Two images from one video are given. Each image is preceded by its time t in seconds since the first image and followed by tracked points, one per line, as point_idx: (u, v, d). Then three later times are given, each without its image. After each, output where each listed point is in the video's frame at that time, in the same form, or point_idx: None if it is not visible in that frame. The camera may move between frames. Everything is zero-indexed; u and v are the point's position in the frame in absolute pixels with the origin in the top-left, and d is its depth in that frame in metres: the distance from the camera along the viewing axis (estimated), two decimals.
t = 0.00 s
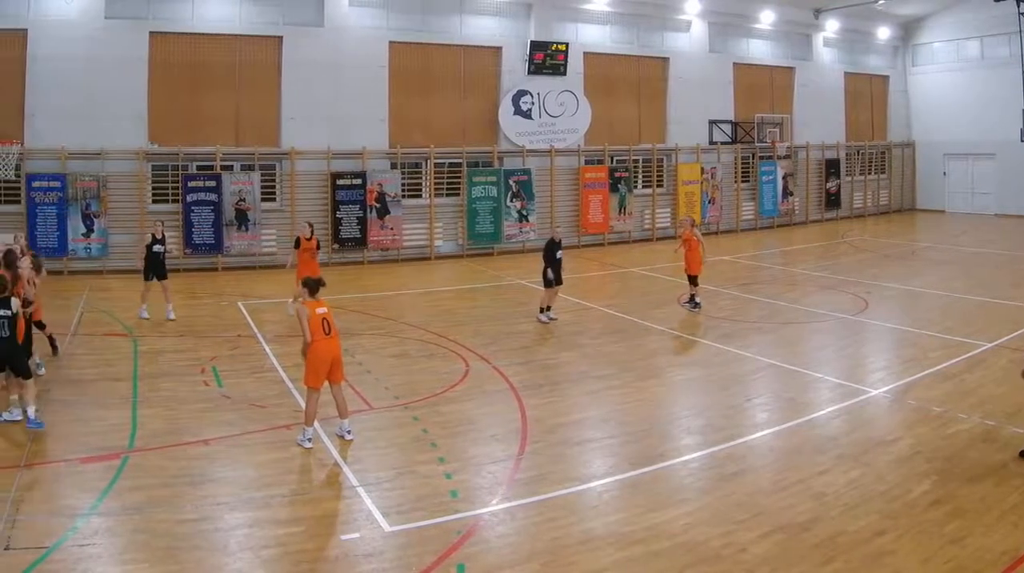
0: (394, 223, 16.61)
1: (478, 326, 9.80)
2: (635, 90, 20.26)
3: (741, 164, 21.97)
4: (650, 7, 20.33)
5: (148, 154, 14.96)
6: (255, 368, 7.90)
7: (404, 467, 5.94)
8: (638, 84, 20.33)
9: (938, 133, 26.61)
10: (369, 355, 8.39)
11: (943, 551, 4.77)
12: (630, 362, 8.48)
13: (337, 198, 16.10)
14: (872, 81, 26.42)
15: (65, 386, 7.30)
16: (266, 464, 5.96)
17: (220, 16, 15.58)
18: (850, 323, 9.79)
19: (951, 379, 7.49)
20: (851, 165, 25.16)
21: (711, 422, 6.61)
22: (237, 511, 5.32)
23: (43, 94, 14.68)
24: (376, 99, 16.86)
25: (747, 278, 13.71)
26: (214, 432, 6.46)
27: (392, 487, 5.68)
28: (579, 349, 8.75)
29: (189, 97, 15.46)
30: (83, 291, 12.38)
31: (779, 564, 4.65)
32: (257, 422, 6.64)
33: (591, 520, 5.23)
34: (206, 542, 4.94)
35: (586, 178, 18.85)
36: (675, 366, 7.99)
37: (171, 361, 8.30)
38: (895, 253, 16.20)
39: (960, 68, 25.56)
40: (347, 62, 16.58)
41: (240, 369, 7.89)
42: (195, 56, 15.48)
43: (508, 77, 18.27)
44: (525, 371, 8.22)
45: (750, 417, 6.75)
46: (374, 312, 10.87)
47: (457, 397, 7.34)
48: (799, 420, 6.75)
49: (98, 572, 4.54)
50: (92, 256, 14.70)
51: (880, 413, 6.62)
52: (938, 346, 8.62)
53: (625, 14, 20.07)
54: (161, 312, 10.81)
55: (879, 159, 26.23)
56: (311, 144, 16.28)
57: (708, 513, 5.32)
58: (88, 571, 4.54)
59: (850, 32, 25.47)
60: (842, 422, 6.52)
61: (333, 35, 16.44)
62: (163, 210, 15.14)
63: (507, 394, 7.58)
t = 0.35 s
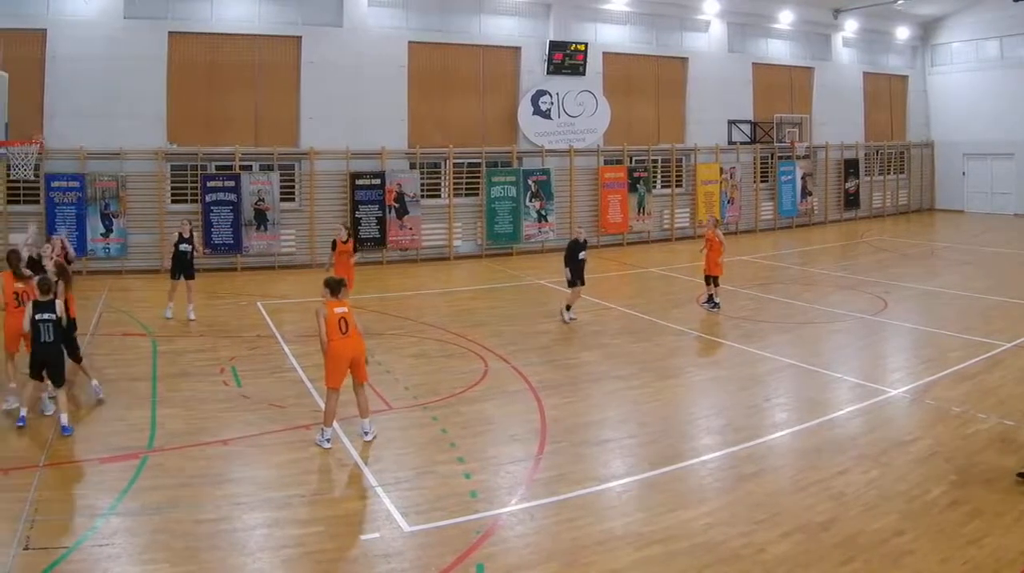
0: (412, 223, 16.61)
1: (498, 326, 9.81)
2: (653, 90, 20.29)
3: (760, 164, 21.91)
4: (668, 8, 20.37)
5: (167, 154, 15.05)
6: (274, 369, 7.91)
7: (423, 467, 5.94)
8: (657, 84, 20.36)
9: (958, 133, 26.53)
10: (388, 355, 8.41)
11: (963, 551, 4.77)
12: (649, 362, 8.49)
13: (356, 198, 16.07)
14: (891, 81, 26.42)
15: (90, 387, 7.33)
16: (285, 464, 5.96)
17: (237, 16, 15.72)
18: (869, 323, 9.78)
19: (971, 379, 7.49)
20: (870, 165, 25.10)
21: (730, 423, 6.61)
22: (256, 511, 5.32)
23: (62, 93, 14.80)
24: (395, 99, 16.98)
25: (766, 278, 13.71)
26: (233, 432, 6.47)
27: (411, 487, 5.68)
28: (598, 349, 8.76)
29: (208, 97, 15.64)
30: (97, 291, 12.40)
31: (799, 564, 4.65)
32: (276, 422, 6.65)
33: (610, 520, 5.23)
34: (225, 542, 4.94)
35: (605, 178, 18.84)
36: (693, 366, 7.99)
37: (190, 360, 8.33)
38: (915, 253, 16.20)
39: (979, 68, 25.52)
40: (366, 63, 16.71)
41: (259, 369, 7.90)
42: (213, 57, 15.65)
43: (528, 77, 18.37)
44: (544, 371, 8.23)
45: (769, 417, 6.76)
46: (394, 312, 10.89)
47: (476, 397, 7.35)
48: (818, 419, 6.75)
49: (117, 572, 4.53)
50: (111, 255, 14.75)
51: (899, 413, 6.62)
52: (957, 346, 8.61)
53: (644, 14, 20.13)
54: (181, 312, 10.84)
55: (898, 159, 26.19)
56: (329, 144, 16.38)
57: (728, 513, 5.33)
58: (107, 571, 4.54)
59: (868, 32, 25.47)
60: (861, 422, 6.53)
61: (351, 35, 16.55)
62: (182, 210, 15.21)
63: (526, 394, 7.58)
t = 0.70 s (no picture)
0: (433, 223, 16.67)
1: (518, 325, 9.82)
2: (673, 90, 20.31)
3: (780, 164, 21.87)
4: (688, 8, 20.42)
5: (187, 154, 15.15)
6: (294, 369, 7.92)
7: (443, 467, 5.94)
8: (677, 83, 20.38)
9: (979, 134, 26.47)
10: (409, 354, 8.45)
11: (983, 552, 4.77)
12: (668, 362, 8.50)
13: (376, 198, 16.14)
14: (911, 80, 26.39)
15: (112, 391, 7.35)
16: (305, 464, 5.96)
17: (257, 16, 15.80)
18: (889, 323, 9.78)
19: (991, 380, 7.48)
20: (890, 165, 25.04)
21: (750, 423, 6.61)
22: (276, 511, 5.32)
23: (82, 92, 14.93)
24: (416, 99, 17.06)
25: (785, 278, 13.72)
26: (253, 432, 6.47)
27: (431, 487, 5.68)
28: (617, 349, 8.76)
29: (229, 97, 15.73)
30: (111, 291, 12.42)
31: (818, 564, 4.65)
32: (297, 422, 6.64)
33: (630, 520, 5.23)
34: (246, 542, 4.94)
35: (625, 178, 18.90)
36: (713, 366, 7.99)
37: (211, 360, 8.34)
38: (935, 253, 16.20)
39: (1000, 68, 25.47)
40: (385, 63, 16.79)
41: (279, 369, 7.91)
42: (233, 56, 15.72)
43: (548, 77, 18.45)
44: (563, 371, 8.24)
45: (789, 417, 6.76)
46: (415, 312, 10.91)
47: (496, 397, 7.35)
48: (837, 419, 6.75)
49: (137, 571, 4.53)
50: (131, 256, 14.85)
51: (919, 413, 6.62)
52: (977, 346, 8.61)
53: (665, 14, 20.18)
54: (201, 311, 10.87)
55: (918, 159, 26.15)
56: (349, 144, 16.45)
57: (748, 513, 5.32)
58: (127, 571, 4.54)
59: (888, 32, 25.46)
60: (881, 422, 6.52)
61: (371, 35, 16.64)
62: (201, 210, 15.29)
63: (545, 394, 7.58)
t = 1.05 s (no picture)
0: (451, 223, 16.71)
1: (538, 325, 9.84)
2: (692, 90, 20.30)
3: (799, 164, 21.86)
4: (708, 9, 20.38)
5: (206, 154, 15.18)
6: (313, 369, 7.93)
7: (462, 467, 5.94)
8: (696, 83, 20.36)
9: (999, 134, 26.39)
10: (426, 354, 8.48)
11: (1002, 551, 4.76)
12: (687, 362, 8.50)
13: (395, 198, 16.15)
14: (930, 80, 26.32)
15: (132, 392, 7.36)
16: (323, 464, 5.96)
17: (277, 16, 15.86)
18: (907, 323, 9.79)
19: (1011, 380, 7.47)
20: (909, 165, 24.98)
21: (769, 423, 6.61)
22: (294, 511, 5.31)
23: (100, 92, 15.01)
24: (435, 99, 17.08)
25: (803, 278, 13.73)
26: (272, 432, 6.48)
27: (449, 487, 5.68)
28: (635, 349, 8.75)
29: (248, 97, 15.81)
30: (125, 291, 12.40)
31: (838, 564, 4.65)
32: (316, 422, 6.65)
33: (649, 520, 5.23)
34: (264, 542, 4.94)
35: (645, 178, 18.80)
36: (732, 366, 8.00)
37: (229, 360, 8.35)
38: (955, 253, 16.20)
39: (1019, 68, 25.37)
40: (403, 63, 16.81)
41: (299, 369, 7.92)
42: (252, 56, 15.81)
43: (567, 77, 18.47)
44: (582, 371, 8.25)
45: (809, 417, 6.76)
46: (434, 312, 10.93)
47: (514, 397, 7.36)
48: (856, 419, 6.75)
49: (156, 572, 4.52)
50: (150, 256, 14.96)
51: (939, 413, 6.62)
52: (996, 346, 8.60)
53: (684, 14, 20.17)
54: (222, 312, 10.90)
55: (937, 159, 26.07)
56: (368, 144, 16.46)
57: (768, 514, 5.32)
58: (146, 571, 4.53)
59: (907, 33, 25.41)
60: (900, 422, 6.53)
61: (390, 35, 16.68)
62: (221, 210, 15.31)
63: (564, 394, 7.58)
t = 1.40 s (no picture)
0: (471, 223, 16.72)
1: (557, 325, 9.86)
2: (712, 90, 20.29)
3: (818, 164, 21.83)
4: (727, 8, 20.37)
5: (226, 154, 15.27)
6: (333, 369, 7.95)
7: (480, 467, 5.94)
8: (715, 83, 20.35)
9: (1019, 134, 26.28)
10: (446, 354, 8.51)
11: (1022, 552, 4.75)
12: (706, 363, 8.51)
13: (414, 198, 16.21)
14: (950, 80, 26.18)
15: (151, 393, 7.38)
16: (342, 464, 5.97)
17: (296, 16, 15.93)
18: (926, 323, 9.79)
19: None
20: (928, 164, 24.92)
21: (788, 423, 6.61)
22: (313, 511, 5.31)
23: (120, 93, 15.12)
24: (454, 99, 17.12)
25: (821, 278, 13.72)
26: (291, 432, 6.48)
27: (468, 487, 5.68)
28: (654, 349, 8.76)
29: (267, 97, 15.89)
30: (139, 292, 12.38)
31: (857, 564, 4.65)
32: (336, 422, 6.65)
33: (667, 520, 5.22)
34: (283, 542, 4.94)
35: (663, 178, 18.85)
36: (752, 366, 8.00)
37: (248, 361, 8.38)
38: (974, 253, 16.21)
39: None
40: (422, 63, 16.86)
41: (318, 369, 7.93)
42: (271, 56, 15.89)
43: (587, 77, 18.48)
44: (601, 371, 8.26)
45: (828, 417, 6.76)
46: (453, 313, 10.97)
47: (533, 397, 7.37)
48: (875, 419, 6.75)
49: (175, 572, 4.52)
50: (169, 256, 15.02)
51: (958, 413, 6.62)
52: (1015, 346, 8.59)
53: (704, 14, 20.16)
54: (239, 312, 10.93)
55: (956, 159, 25.99)
56: (387, 144, 16.52)
57: (787, 513, 5.32)
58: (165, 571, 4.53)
59: (926, 32, 25.30)
60: (919, 422, 6.53)
61: (409, 35, 16.72)
62: (240, 210, 15.38)
63: (583, 394, 7.59)
